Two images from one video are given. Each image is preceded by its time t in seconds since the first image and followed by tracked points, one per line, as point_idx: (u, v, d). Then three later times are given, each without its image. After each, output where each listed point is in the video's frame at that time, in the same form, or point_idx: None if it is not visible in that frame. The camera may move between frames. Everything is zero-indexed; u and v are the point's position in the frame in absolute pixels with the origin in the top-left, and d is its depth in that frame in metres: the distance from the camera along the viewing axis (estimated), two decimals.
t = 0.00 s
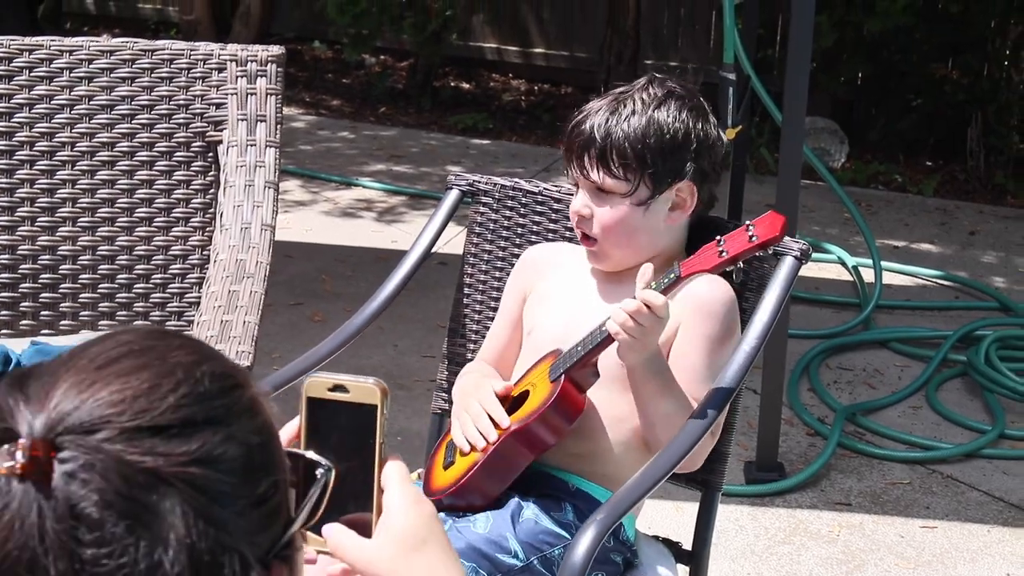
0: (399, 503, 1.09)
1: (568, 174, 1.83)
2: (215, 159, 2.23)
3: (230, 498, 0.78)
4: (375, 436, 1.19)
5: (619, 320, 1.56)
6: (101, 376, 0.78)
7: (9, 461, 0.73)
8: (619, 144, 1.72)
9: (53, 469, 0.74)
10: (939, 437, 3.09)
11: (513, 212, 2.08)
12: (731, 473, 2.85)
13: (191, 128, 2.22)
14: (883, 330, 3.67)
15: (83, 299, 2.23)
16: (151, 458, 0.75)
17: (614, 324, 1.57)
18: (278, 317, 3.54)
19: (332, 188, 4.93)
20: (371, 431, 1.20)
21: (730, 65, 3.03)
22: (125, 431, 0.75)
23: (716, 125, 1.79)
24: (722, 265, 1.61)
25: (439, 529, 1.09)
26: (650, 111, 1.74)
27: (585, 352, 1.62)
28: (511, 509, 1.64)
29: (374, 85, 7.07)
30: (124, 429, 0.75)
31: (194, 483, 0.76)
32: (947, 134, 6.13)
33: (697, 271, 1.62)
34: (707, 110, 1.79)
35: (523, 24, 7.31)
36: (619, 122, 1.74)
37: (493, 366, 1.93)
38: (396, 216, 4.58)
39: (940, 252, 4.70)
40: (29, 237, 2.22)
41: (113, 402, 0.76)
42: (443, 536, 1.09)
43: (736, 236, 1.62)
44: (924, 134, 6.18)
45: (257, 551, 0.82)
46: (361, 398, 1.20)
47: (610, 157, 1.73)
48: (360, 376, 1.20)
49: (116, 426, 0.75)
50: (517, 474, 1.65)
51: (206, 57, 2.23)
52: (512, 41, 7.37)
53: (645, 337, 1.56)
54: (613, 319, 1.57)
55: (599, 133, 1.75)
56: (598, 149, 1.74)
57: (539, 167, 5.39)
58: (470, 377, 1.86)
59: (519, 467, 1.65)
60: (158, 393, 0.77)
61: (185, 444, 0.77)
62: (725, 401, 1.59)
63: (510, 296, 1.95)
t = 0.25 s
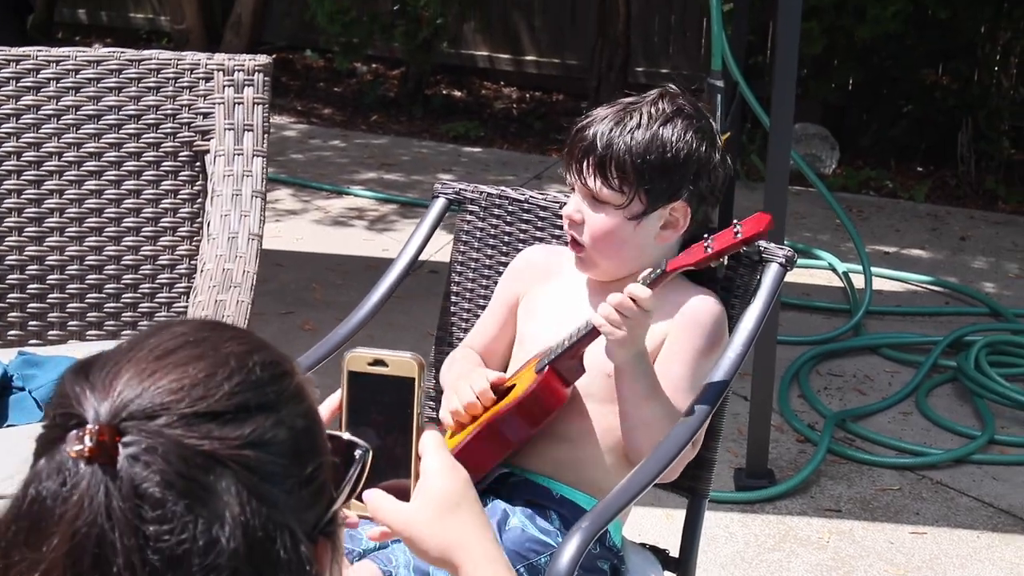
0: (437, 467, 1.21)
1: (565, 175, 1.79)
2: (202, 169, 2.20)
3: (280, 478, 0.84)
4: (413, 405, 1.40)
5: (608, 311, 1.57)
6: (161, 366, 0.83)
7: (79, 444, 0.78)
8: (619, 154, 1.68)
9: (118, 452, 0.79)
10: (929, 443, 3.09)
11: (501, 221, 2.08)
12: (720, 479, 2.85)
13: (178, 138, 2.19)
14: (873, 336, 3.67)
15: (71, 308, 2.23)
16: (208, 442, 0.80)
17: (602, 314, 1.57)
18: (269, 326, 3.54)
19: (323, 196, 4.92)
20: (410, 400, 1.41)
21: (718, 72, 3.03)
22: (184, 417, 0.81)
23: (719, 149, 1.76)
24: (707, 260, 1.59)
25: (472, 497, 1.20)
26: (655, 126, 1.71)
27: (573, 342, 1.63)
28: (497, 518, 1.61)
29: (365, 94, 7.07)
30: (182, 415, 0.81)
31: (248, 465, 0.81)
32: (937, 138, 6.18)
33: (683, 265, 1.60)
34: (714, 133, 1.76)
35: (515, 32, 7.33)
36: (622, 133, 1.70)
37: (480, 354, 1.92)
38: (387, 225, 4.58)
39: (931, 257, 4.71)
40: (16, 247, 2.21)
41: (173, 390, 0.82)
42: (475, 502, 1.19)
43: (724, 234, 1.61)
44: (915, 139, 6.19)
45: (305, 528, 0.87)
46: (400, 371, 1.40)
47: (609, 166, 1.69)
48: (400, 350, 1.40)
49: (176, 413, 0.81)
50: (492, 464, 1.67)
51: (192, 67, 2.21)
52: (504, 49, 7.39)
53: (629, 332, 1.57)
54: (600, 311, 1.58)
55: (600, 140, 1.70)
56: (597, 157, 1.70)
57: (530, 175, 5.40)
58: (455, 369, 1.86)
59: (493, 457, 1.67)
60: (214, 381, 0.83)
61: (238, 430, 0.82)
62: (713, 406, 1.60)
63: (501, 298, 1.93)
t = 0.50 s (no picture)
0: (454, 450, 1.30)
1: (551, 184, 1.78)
2: (194, 177, 2.21)
3: (283, 469, 0.85)
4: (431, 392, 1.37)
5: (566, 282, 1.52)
6: (171, 360, 0.86)
7: (91, 433, 0.81)
8: (605, 163, 1.68)
9: (129, 442, 0.81)
10: (921, 452, 3.09)
11: (491, 230, 2.08)
12: (712, 489, 2.85)
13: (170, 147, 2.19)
14: (866, 345, 3.68)
15: (62, 317, 2.22)
16: (214, 432, 0.83)
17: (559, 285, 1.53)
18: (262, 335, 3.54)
19: (317, 205, 4.93)
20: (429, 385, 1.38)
21: (710, 82, 3.04)
22: (191, 408, 0.83)
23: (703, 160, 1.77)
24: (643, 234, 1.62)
25: (488, 482, 1.27)
26: (641, 135, 1.71)
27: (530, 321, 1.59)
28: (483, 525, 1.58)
29: (360, 102, 7.08)
30: (190, 407, 0.83)
31: (252, 454, 0.84)
32: (931, 148, 6.20)
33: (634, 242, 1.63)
34: (698, 143, 1.77)
35: (510, 41, 7.35)
36: (607, 141, 1.70)
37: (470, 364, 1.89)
38: (381, 233, 4.58)
39: (924, 267, 4.71)
40: (7, 255, 2.21)
41: (180, 382, 0.84)
42: (491, 487, 1.26)
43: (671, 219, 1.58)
44: (909, 149, 6.21)
45: (310, 516, 0.88)
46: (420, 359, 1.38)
47: (595, 175, 1.69)
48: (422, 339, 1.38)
49: (183, 404, 0.83)
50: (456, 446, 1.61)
51: (185, 76, 2.21)
52: (499, 58, 7.41)
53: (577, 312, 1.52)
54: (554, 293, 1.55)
55: (587, 149, 1.70)
56: (581, 165, 1.70)
57: (525, 184, 5.40)
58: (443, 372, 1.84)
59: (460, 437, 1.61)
60: (219, 373, 0.86)
61: (243, 420, 0.84)
62: (696, 421, 1.61)
63: (489, 307, 1.93)
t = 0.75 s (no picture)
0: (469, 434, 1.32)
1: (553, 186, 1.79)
2: (197, 183, 2.19)
3: (288, 446, 0.89)
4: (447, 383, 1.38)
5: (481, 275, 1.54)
6: (179, 340, 0.91)
7: (100, 409, 0.86)
8: (605, 166, 1.68)
9: (137, 418, 0.86)
10: (924, 458, 3.08)
11: (493, 235, 2.08)
12: (715, 494, 2.85)
13: (172, 152, 2.19)
14: (870, 351, 3.68)
15: (65, 322, 2.23)
16: (220, 409, 0.87)
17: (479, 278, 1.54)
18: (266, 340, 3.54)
19: (322, 211, 4.93)
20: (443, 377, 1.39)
21: (714, 87, 3.04)
22: (198, 386, 0.88)
23: (704, 162, 1.76)
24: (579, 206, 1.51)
25: (504, 466, 1.29)
26: (640, 137, 1.70)
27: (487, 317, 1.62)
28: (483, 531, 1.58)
29: (365, 108, 7.09)
30: (196, 384, 0.88)
31: (257, 430, 0.88)
32: (936, 154, 6.20)
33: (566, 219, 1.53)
34: (698, 145, 1.76)
35: (514, 46, 7.36)
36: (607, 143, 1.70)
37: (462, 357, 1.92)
38: (385, 239, 4.58)
39: (929, 273, 4.71)
40: (11, 260, 2.22)
41: (187, 361, 0.89)
42: (506, 470, 1.29)
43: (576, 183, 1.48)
44: (914, 155, 6.21)
45: (314, 493, 0.92)
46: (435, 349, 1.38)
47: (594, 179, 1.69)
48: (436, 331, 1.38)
49: (190, 382, 0.88)
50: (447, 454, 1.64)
51: (187, 82, 2.20)
52: (504, 64, 7.42)
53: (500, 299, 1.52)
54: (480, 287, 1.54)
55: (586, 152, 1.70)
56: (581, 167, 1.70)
57: (529, 190, 5.41)
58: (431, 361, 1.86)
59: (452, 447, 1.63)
60: (225, 353, 0.90)
61: (249, 398, 0.89)
62: (698, 426, 1.60)
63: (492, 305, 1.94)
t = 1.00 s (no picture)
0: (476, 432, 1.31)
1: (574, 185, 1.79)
2: (207, 180, 2.20)
3: (296, 431, 0.92)
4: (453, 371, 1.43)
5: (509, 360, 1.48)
6: (190, 326, 0.93)
7: (111, 393, 0.88)
8: (628, 166, 1.68)
9: (148, 402, 0.88)
10: (935, 459, 3.08)
11: (503, 232, 2.08)
12: (726, 493, 2.84)
13: (183, 149, 2.19)
14: (881, 351, 3.67)
15: (75, 319, 2.23)
16: (229, 394, 0.89)
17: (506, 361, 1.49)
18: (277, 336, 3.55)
19: (333, 209, 4.94)
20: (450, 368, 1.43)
21: (724, 85, 3.03)
22: (207, 370, 0.90)
23: (725, 160, 1.76)
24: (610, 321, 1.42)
25: (509, 459, 1.29)
26: (662, 136, 1.71)
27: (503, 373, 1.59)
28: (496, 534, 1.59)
29: (376, 107, 7.10)
30: (207, 369, 0.90)
31: (266, 416, 0.90)
32: (948, 154, 6.19)
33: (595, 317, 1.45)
34: (718, 144, 1.76)
35: (526, 45, 7.36)
36: (628, 144, 1.70)
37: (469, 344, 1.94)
38: (395, 237, 4.59)
39: (941, 273, 4.69)
40: (22, 256, 2.22)
41: (198, 346, 0.91)
42: (513, 463, 1.29)
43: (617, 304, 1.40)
44: (926, 154, 6.20)
45: (321, 479, 0.95)
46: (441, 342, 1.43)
47: (617, 178, 1.69)
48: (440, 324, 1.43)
49: (200, 367, 0.90)
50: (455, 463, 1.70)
51: (198, 78, 2.21)
52: (515, 62, 7.43)
53: (535, 380, 1.48)
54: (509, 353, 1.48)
55: (607, 152, 1.70)
56: (603, 168, 1.70)
57: (540, 188, 5.40)
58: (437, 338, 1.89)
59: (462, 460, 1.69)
60: (235, 340, 0.92)
61: (258, 383, 0.91)
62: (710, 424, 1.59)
63: (502, 295, 1.94)
